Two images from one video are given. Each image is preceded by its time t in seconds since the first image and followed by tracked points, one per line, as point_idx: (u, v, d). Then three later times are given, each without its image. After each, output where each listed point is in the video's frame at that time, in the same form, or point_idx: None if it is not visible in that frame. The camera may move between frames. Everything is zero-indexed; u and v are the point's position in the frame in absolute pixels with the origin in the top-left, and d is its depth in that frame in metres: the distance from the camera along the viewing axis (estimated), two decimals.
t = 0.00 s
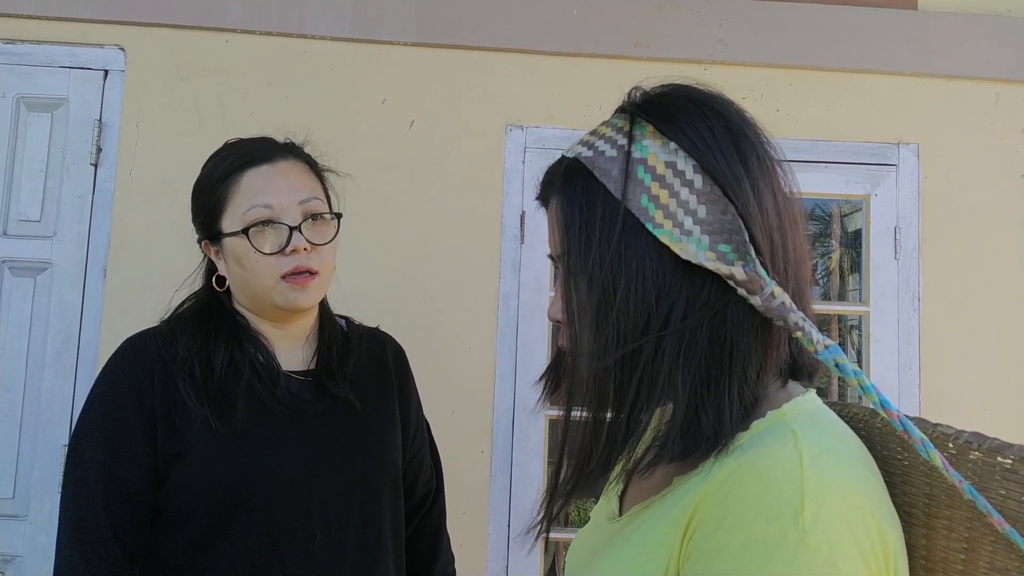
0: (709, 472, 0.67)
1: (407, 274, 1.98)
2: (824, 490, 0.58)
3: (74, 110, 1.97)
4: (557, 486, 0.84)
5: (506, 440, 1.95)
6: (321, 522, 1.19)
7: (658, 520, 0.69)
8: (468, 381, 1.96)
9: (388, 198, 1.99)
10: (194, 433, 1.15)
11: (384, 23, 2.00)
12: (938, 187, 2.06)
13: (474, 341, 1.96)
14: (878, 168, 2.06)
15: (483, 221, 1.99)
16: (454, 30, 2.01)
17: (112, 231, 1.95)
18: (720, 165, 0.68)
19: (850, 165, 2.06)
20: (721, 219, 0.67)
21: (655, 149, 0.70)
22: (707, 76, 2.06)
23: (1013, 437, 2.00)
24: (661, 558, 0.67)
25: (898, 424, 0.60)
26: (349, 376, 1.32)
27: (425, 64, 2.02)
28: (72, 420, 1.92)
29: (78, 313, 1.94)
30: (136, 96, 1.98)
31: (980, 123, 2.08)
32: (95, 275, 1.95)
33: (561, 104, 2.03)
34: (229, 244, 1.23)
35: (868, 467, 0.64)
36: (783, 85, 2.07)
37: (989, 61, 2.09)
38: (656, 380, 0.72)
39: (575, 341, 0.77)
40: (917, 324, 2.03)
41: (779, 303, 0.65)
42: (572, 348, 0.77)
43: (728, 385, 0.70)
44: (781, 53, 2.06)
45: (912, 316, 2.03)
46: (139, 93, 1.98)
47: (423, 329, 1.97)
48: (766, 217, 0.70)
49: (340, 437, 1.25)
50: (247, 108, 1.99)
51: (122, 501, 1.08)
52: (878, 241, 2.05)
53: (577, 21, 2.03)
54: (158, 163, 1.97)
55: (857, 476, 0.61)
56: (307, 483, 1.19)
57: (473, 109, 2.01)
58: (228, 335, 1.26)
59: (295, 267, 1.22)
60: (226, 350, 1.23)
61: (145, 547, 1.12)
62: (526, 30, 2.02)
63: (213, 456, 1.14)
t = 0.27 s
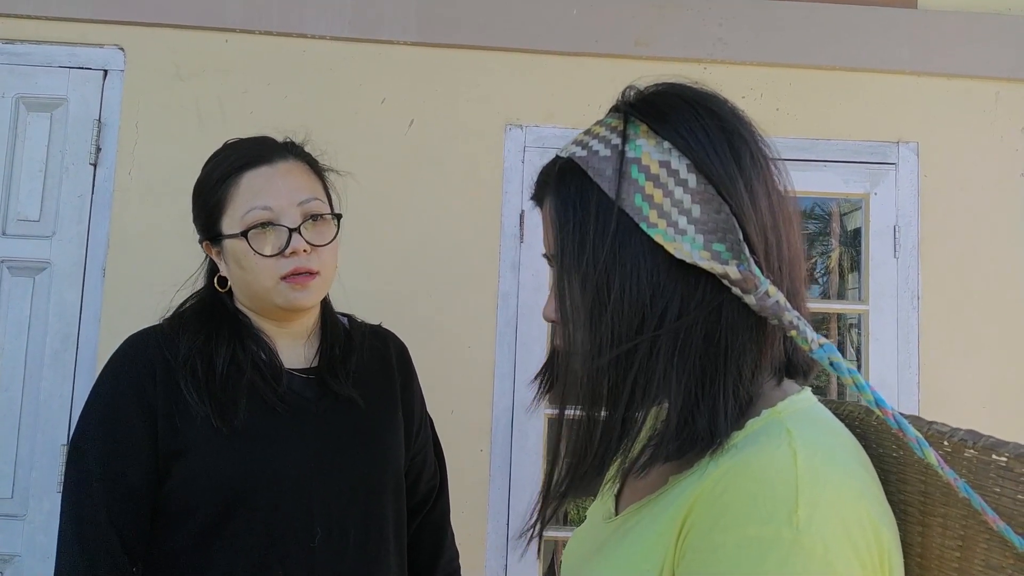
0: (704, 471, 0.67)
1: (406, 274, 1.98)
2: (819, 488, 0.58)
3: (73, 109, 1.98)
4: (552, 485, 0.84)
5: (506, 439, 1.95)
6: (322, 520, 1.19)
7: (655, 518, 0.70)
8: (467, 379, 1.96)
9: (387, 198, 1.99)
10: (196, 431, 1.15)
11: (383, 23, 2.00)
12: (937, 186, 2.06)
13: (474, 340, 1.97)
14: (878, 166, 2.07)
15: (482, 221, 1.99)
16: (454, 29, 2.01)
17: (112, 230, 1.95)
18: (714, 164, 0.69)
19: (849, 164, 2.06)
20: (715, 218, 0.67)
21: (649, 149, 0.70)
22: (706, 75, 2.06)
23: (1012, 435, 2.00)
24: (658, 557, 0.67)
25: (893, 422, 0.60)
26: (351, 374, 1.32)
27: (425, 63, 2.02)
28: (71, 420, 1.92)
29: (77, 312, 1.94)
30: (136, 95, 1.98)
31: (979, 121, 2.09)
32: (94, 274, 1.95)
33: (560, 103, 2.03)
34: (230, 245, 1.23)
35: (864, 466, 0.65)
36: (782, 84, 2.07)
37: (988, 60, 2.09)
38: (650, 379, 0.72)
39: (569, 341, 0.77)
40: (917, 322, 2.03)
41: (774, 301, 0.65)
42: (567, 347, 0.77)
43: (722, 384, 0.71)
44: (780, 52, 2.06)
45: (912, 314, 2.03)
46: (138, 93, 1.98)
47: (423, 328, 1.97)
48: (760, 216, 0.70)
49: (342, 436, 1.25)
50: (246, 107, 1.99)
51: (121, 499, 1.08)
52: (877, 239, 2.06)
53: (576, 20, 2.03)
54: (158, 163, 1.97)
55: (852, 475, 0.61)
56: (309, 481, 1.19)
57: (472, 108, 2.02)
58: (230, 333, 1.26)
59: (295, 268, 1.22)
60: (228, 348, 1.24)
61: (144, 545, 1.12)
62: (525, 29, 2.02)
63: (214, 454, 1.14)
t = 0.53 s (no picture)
0: (705, 471, 0.67)
1: (407, 274, 1.98)
2: (819, 489, 0.58)
3: (74, 110, 1.98)
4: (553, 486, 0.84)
5: (507, 439, 1.95)
6: (324, 522, 1.19)
7: (656, 519, 0.69)
8: (468, 380, 1.96)
9: (388, 198, 1.99)
10: (198, 432, 1.15)
11: (383, 23, 2.01)
12: (938, 186, 2.06)
13: (474, 340, 1.97)
14: (878, 166, 2.06)
15: (483, 221, 1.99)
16: (454, 29, 2.01)
17: (113, 231, 1.95)
18: (715, 163, 0.69)
19: (850, 164, 2.06)
20: (716, 218, 0.67)
21: (650, 148, 0.70)
22: (706, 75, 2.06)
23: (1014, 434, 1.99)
24: (659, 558, 0.67)
25: (893, 422, 0.60)
26: (353, 376, 1.32)
27: (425, 63, 2.02)
28: (72, 421, 1.92)
29: (79, 313, 1.94)
30: (136, 96, 1.98)
31: (979, 120, 2.08)
32: (96, 275, 1.95)
33: (560, 103, 2.03)
34: (232, 246, 1.23)
35: (865, 467, 0.65)
36: (783, 84, 2.07)
37: (988, 59, 2.09)
38: (651, 378, 0.72)
39: (570, 341, 0.77)
40: (918, 322, 2.03)
41: (774, 301, 0.65)
42: (568, 347, 0.77)
43: (723, 384, 0.71)
44: (780, 51, 2.06)
45: (913, 314, 2.03)
46: (139, 94, 1.98)
47: (424, 328, 1.97)
48: (761, 215, 0.70)
49: (344, 437, 1.25)
50: (246, 108, 1.99)
51: (123, 500, 1.08)
52: (878, 239, 2.05)
53: (576, 20, 2.03)
54: (159, 163, 1.97)
55: (853, 476, 0.61)
56: (310, 482, 1.19)
57: (472, 108, 2.02)
58: (232, 335, 1.26)
59: (297, 269, 1.22)
60: (230, 350, 1.24)
61: (146, 546, 1.12)
62: (525, 29, 2.02)
63: (216, 456, 1.14)
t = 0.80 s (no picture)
0: (705, 470, 0.67)
1: (406, 273, 1.98)
2: (819, 489, 0.58)
3: (73, 107, 1.97)
4: (553, 484, 0.84)
5: (506, 439, 1.95)
6: (321, 521, 1.19)
7: (655, 519, 0.70)
8: (467, 379, 1.96)
9: (387, 197, 1.99)
10: (196, 430, 1.15)
11: (383, 22, 2.00)
12: (938, 187, 2.06)
13: (474, 340, 1.97)
14: (878, 167, 2.07)
15: (482, 220, 1.99)
16: (454, 28, 2.01)
17: (112, 229, 1.95)
18: (717, 162, 0.68)
19: (850, 164, 2.06)
20: (718, 216, 0.67)
21: (652, 146, 0.70)
22: (706, 75, 2.06)
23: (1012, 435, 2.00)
24: (658, 558, 0.67)
25: (893, 422, 0.60)
26: (351, 375, 1.32)
27: (425, 62, 2.02)
28: (71, 419, 1.92)
29: (77, 311, 1.94)
30: (136, 94, 1.98)
31: (979, 121, 2.08)
32: (95, 272, 1.95)
33: (560, 102, 2.03)
34: (232, 244, 1.23)
35: (864, 467, 0.65)
36: (783, 84, 2.07)
37: (988, 60, 2.09)
38: (652, 376, 0.72)
39: (571, 339, 0.77)
40: (917, 322, 2.03)
41: (775, 300, 0.65)
42: (569, 344, 0.77)
43: (724, 382, 0.71)
44: (780, 51, 2.06)
45: (912, 315, 2.03)
46: (138, 91, 1.98)
47: (423, 327, 1.97)
48: (763, 215, 0.70)
49: (342, 436, 1.25)
50: (246, 106, 1.99)
51: (121, 498, 1.08)
52: (877, 240, 2.06)
53: (576, 20, 2.03)
54: (158, 161, 1.97)
55: (852, 476, 0.61)
56: (308, 481, 1.19)
57: (472, 107, 2.01)
58: (231, 333, 1.26)
59: (296, 267, 1.22)
60: (229, 349, 1.24)
61: (144, 544, 1.12)
62: (525, 28, 2.02)
63: (214, 454, 1.14)
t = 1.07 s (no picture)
0: (705, 467, 0.67)
1: (406, 271, 1.98)
2: (818, 486, 0.58)
3: (74, 104, 1.97)
4: (552, 480, 0.84)
5: (505, 436, 1.95)
6: (319, 518, 1.19)
7: (655, 516, 0.70)
8: (467, 377, 1.96)
9: (387, 195, 1.99)
10: (195, 426, 1.15)
11: (384, 19, 2.00)
12: (938, 186, 2.06)
13: (473, 337, 1.97)
14: (879, 166, 2.06)
15: (483, 218, 1.99)
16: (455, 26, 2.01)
17: (112, 225, 1.95)
18: (718, 159, 0.69)
19: (850, 163, 2.06)
20: (718, 213, 0.67)
21: (653, 143, 0.70)
22: (707, 73, 2.06)
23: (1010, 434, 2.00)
24: (657, 555, 0.67)
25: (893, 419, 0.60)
26: (349, 373, 1.32)
27: (426, 59, 2.02)
28: (70, 415, 1.92)
29: (77, 307, 1.94)
30: (136, 90, 1.98)
31: (979, 121, 2.08)
32: (94, 269, 1.95)
33: (561, 100, 2.03)
34: (231, 240, 1.23)
35: (864, 464, 0.65)
36: (784, 83, 2.07)
37: (989, 59, 2.09)
38: (652, 373, 0.72)
39: (571, 335, 0.77)
40: (917, 322, 2.03)
41: (775, 297, 0.65)
42: (569, 341, 0.77)
43: (724, 379, 0.71)
44: (781, 50, 2.06)
45: (911, 314, 2.03)
46: (139, 88, 1.98)
47: (423, 325, 1.97)
48: (763, 212, 0.70)
49: (340, 433, 1.25)
50: (246, 102, 1.99)
51: (120, 493, 1.09)
52: (877, 239, 2.06)
53: (577, 17, 2.03)
54: (158, 158, 1.97)
55: (851, 474, 0.61)
56: (307, 478, 1.19)
57: (473, 105, 2.01)
58: (230, 330, 1.26)
59: (295, 264, 1.22)
60: (228, 345, 1.24)
61: (143, 540, 1.13)
62: (526, 26, 2.02)
63: (213, 450, 1.14)
